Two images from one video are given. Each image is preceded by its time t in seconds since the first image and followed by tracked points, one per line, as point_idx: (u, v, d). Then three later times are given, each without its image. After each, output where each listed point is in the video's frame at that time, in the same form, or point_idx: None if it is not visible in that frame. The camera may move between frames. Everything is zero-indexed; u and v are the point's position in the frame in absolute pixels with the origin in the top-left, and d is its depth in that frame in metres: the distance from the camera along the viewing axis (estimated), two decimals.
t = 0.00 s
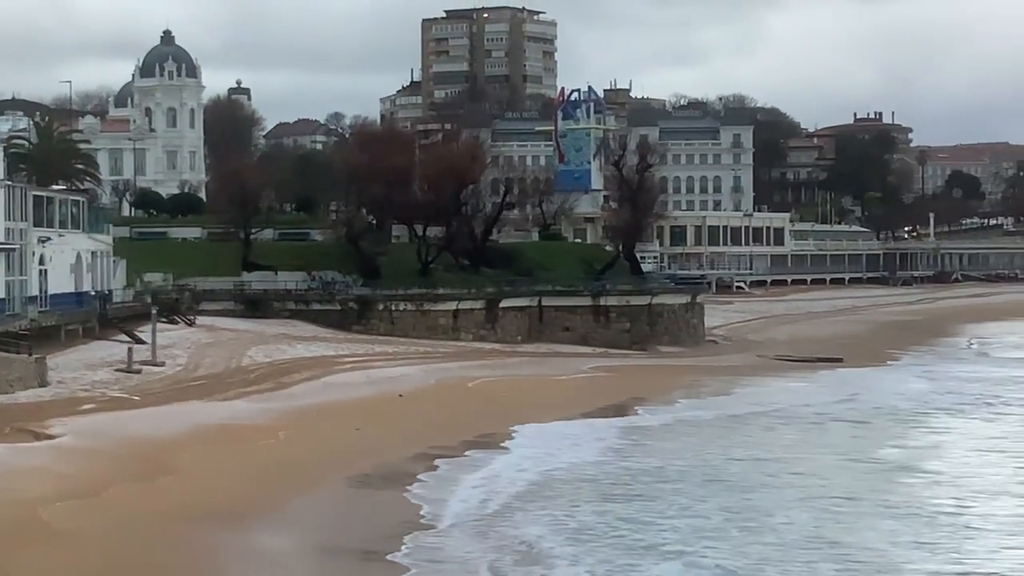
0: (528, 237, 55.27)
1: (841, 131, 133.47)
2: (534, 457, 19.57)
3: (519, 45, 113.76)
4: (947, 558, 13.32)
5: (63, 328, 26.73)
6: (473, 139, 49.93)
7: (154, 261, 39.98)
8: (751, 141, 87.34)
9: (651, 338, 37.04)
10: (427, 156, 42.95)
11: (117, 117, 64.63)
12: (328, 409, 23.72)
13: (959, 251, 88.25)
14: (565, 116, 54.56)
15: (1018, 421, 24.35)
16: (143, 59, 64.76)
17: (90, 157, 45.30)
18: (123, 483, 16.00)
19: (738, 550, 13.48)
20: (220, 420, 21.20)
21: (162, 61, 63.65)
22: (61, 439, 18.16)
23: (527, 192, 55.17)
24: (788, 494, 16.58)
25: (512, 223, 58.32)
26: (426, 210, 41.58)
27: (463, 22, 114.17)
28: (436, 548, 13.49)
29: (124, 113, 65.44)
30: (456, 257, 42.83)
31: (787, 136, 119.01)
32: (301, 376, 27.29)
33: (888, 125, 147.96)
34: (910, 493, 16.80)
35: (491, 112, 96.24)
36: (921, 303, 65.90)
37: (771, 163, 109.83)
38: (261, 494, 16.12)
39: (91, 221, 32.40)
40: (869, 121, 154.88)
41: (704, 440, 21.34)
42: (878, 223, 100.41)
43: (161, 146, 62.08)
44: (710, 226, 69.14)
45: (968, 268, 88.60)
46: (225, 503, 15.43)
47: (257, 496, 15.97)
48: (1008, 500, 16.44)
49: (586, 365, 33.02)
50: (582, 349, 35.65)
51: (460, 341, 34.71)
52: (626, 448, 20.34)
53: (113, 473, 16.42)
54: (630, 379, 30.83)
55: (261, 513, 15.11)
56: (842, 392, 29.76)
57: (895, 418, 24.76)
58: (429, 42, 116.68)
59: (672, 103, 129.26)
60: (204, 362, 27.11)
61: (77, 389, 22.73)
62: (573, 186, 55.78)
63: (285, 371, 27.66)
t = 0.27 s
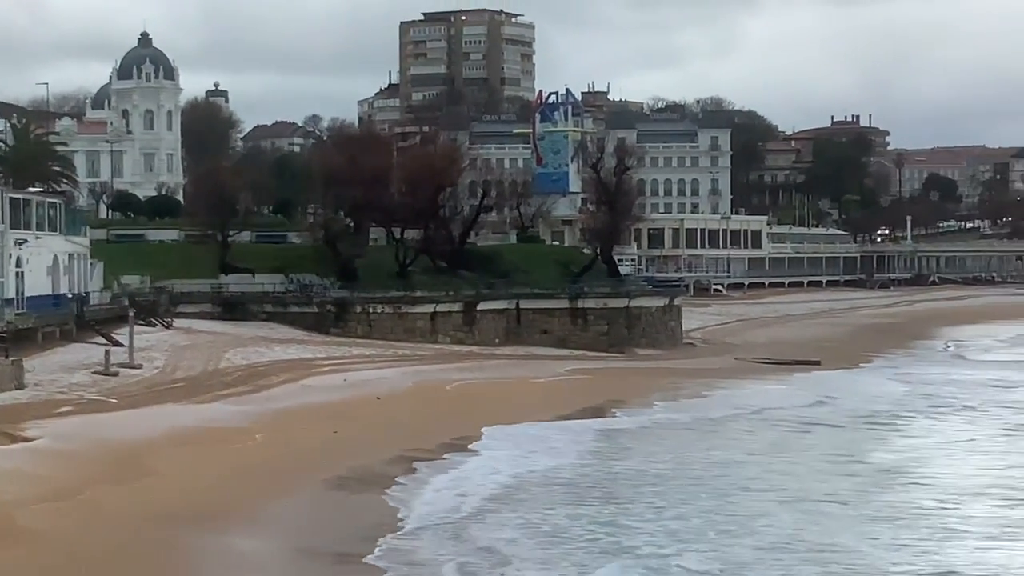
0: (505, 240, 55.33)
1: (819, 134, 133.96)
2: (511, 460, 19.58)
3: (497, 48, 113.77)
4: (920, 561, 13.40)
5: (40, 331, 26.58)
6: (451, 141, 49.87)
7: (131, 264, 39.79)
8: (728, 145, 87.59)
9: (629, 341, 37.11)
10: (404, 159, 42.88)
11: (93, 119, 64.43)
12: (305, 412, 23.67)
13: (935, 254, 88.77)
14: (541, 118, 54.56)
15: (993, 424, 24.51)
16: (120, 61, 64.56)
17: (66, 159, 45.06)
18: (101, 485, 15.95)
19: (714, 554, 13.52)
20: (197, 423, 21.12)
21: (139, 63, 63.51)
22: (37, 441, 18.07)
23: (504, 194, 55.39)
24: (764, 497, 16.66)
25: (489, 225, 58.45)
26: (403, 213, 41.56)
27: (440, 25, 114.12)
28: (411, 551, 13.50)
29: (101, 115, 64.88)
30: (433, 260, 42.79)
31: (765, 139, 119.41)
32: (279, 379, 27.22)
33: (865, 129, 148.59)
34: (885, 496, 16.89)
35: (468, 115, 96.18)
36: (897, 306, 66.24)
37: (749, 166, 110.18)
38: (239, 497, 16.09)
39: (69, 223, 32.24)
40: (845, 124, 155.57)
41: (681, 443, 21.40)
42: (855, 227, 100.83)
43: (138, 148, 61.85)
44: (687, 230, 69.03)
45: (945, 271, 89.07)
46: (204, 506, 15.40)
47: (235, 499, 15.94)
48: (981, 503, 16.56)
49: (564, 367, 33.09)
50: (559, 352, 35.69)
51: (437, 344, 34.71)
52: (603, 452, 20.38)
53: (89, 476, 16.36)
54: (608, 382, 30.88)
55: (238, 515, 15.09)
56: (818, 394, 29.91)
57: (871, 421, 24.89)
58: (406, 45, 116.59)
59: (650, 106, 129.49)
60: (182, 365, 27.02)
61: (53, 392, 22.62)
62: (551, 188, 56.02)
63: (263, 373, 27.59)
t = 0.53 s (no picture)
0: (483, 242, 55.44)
1: (796, 137, 134.51)
2: (488, 462, 19.63)
3: (475, 50, 113.85)
4: (892, 563, 13.54)
5: (16, 333, 26.48)
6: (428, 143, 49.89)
7: (108, 265, 39.65)
8: (706, 147, 87.89)
9: (606, 343, 37.21)
10: (382, 160, 42.86)
11: (70, 120, 64.02)
12: (282, 414, 23.66)
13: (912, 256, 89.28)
14: (520, 120, 54.87)
15: (968, 426, 24.70)
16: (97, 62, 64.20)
17: (43, 159, 44.85)
18: (78, 487, 15.92)
19: (688, 556, 13.61)
20: (174, 424, 21.10)
21: (116, 65, 63.01)
22: (14, 443, 18.02)
23: (482, 196, 55.39)
24: (739, 499, 16.77)
25: (467, 227, 58.66)
26: (381, 215, 41.55)
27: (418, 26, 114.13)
28: (386, 553, 13.56)
29: (79, 116, 64.72)
30: (410, 262, 42.77)
31: (742, 141, 119.86)
32: (257, 381, 27.19)
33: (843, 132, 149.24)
34: (858, 498, 17.03)
35: (446, 117, 96.19)
36: (874, 308, 66.60)
37: (726, 168, 110.59)
38: (217, 498, 16.10)
39: (46, 224, 32.12)
40: (823, 127, 156.26)
41: (658, 445, 21.51)
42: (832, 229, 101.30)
43: (116, 149, 61.70)
44: (664, 232, 69.40)
45: (922, 273, 89.54)
46: (182, 508, 15.39)
47: (213, 501, 15.94)
48: (952, 505, 16.71)
49: (541, 369, 33.16)
50: (537, 354, 35.75)
51: (415, 346, 34.73)
52: (580, 454, 20.46)
53: (65, 477, 16.34)
54: (585, 384, 30.96)
55: (216, 517, 15.09)
56: (795, 397, 30.08)
57: (847, 423, 25.07)
58: (384, 47, 116.56)
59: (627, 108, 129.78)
60: (159, 366, 26.97)
61: (30, 393, 22.53)
62: (529, 190, 55.58)
63: (240, 375, 27.55)
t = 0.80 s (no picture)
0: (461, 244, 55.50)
1: (773, 139, 135.13)
2: (466, 464, 19.68)
3: (452, 52, 113.87)
4: (867, 564, 13.65)
5: None
6: (406, 145, 49.89)
7: (83, 266, 39.48)
8: (682, 149, 88.17)
9: (583, 345, 37.30)
10: (359, 162, 42.85)
11: (46, 121, 63.70)
12: (258, 416, 23.65)
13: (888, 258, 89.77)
14: (497, 122, 54.78)
15: (942, 428, 24.90)
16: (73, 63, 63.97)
17: (18, 160, 44.62)
18: (52, 489, 15.86)
19: (665, 558, 13.68)
20: (150, 426, 21.03)
21: (93, 65, 62.84)
22: None
23: (459, 198, 55.39)
24: (716, 501, 16.86)
25: (445, 229, 58.67)
26: (358, 216, 41.49)
27: (395, 28, 114.09)
28: (362, 555, 13.59)
29: (54, 117, 64.46)
30: (388, 263, 42.71)
31: (719, 143, 120.34)
32: (233, 382, 27.14)
33: (819, 134, 149.97)
34: (834, 499, 17.17)
35: (423, 119, 96.18)
36: (851, 310, 66.95)
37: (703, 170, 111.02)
38: (193, 500, 16.07)
39: (21, 225, 31.97)
40: (799, 129, 156.99)
41: (635, 447, 21.60)
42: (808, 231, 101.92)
43: (92, 151, 61.46)
44: (642, 234, 69.37)
45: (897, 275, 90.08)
46: (157, 510, 15.36)
47: (189, 503, 15.93)
48: (925, 506, 16.86)
49: (518, 371, 33.24)
50: (513, 356, 35.83)
51: (392, 347, 34.75)
52: (558, 456, 20.53)
53: (40, 479, 16.27)
54: (562, 386, 31.05)
55: (192, 519, 15.08)
56: (771, 398, 30.25)
57: (823, 425, 25.24)
58: (361, 48, 116.50)
59: (605, 110, 130.09)
60: (135, 368, 26.88)
61: (5, 395, 22.43)
62: (506, 191, 56.49)
63: (216, 377, 27.50)
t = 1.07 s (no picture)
0: (437, 245, 55.53)
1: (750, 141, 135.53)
2: (442, 465, 19.73)
3: (429, 53, 113.76)
4: (844, 565, 13.77)
5: None
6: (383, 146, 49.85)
7: (59, 268, 39.33)
8: (659, 151, 88.35)
9: (560, 346, 37.39)
10: (336, 164, 42.83)
11: (21, 121, 63.39)
12: (235, 417, 23.64)
13: (864, 260, 90.22)
14: (473, 123, 54.74)
15: (918, 430, 25.09)
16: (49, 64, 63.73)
17: None
18: (28, 491, 15.84)
19: (644, 560, 13.76)
20: (126, 428, 21.01)
21: (69, 67, 62.78)
22: None
23: (436, 200, 55.36)
24: (693, 502, 16.97)
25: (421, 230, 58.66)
26: (335, 218, 41.46)
27: (372, 29, 113.91)
28: (338, 557, 13.64)
29: (29, 118, 64.18)
30: (365, 265, 42.69)
31: (695, 145, 120.74)
32: (210, 384, 27.13)
33: (795, 137, 150.65)
34: (810, 501, 17.30)
35: (400, 121, 96.09)
36: (828, 312, 67.33)
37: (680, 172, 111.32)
38: (169, 502, 16.09)
39: None
40: (776, 131, 157.57)
41: (614, 448, 21.69)
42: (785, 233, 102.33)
43: (68, 152, 61.13)
44: (619, 235, 69.72)
45: (874, 276, 90.58)
46: (134, 512, 15.37)
47: (166, 504, 15.94)
48: (900, 507, 17.01)
49: (494, 373, 33.29)
50: (490, 357, 35.90)
51: (369, 349, 34.78)
52: (536, 458, 20.60)
53: (15, 482, 16.23)
54: (539, 388, 31.13)
55: (168, 521, 15.09)
56: (748, 400, 30.39)
57: (800, 426, 25.40)
58: (338, 50, 116.31)
59: (581, 112, 130.35)
60: (111, 370, 26.82)
61: None
62: (483, 194, 57.05)
63: (193, 378, 27.47)
